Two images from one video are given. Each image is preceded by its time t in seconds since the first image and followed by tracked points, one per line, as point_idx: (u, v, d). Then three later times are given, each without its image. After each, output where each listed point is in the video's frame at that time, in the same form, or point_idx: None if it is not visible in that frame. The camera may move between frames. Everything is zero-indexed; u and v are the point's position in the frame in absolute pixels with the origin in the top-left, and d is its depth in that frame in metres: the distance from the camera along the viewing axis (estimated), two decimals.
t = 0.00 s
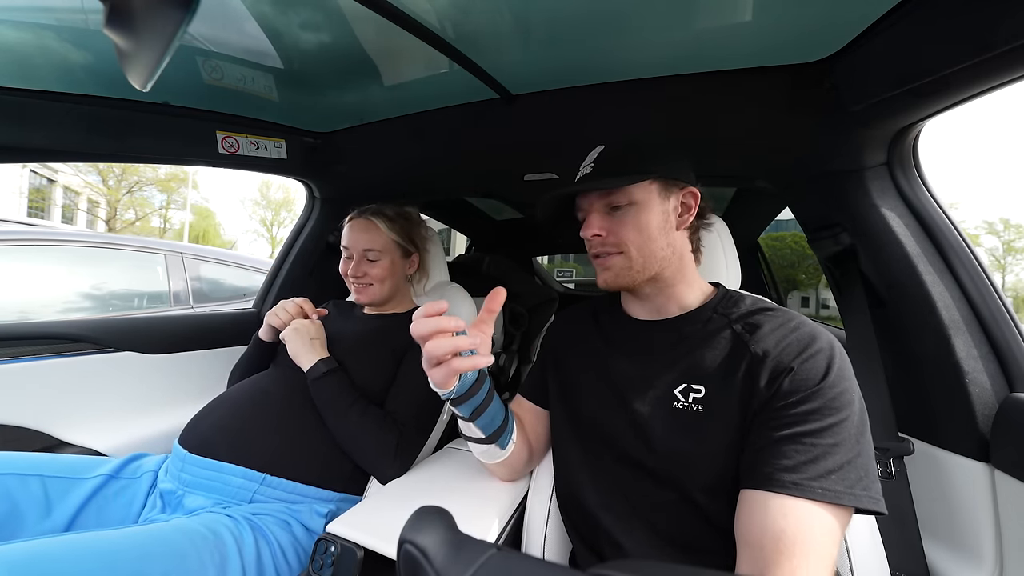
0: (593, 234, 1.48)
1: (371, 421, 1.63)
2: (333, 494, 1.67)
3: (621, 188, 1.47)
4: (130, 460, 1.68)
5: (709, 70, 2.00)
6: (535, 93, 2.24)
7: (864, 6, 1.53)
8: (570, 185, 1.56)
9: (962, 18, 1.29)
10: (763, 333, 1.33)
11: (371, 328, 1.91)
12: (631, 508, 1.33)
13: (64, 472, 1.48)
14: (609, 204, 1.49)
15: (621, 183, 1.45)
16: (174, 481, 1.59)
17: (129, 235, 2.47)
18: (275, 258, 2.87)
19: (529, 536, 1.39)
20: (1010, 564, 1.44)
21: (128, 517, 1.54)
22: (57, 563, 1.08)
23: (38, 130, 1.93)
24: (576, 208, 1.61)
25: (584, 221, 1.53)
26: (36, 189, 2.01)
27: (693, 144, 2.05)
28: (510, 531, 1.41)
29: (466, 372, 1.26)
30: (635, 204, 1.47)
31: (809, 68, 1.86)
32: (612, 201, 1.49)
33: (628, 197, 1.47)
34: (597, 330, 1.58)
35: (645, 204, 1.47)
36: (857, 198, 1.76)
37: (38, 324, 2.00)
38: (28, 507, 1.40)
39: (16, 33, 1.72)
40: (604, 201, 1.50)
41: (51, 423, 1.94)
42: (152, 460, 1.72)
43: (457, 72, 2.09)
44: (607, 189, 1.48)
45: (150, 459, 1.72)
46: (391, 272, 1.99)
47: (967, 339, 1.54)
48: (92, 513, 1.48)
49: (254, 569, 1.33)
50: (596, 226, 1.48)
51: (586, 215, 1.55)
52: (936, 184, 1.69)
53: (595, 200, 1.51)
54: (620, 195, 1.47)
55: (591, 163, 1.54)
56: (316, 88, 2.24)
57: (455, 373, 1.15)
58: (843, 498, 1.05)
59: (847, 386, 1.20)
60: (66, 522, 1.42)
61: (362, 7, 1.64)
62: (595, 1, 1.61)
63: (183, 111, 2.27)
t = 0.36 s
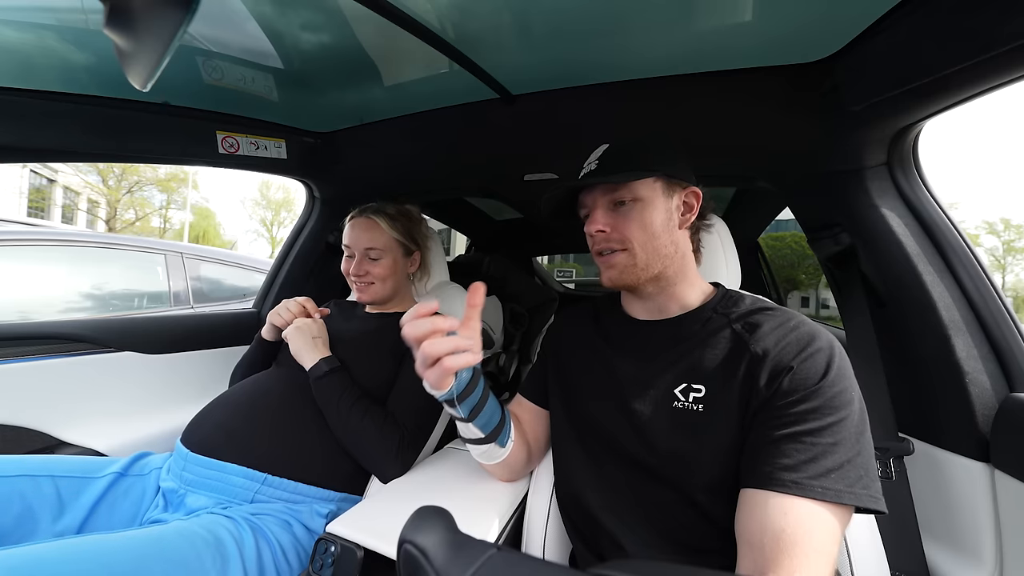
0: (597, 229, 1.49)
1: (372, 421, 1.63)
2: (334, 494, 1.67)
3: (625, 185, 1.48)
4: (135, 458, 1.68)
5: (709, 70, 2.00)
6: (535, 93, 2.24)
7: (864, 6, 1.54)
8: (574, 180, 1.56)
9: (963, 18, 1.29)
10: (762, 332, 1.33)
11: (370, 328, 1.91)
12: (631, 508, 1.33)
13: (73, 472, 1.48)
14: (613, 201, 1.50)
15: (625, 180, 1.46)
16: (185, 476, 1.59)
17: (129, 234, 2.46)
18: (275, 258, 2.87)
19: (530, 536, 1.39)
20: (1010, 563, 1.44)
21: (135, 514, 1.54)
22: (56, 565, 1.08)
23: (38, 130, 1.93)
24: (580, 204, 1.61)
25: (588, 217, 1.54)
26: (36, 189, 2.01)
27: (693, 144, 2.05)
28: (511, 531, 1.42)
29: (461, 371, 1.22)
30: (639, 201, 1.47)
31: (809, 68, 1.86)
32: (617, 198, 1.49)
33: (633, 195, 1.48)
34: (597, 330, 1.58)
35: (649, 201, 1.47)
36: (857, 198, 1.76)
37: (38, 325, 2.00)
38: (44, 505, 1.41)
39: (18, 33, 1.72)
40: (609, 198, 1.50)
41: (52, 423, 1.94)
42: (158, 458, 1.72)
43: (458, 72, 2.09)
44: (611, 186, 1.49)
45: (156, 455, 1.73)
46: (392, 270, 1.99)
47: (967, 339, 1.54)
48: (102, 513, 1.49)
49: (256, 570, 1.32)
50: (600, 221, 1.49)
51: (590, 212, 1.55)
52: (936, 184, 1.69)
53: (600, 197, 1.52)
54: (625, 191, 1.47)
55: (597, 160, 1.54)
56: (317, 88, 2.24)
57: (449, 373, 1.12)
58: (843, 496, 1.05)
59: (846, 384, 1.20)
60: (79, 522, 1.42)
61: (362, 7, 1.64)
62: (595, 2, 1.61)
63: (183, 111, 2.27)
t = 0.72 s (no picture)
0: (602, 226, 1.49)
1: (374, 421, 1.63)
2: (333, 495, 1.67)
3: (632, 182, 1.48)
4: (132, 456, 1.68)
5: (709, 70, 2.00)
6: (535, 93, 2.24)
7: (864, 6, 1.54)
8: (579, 177, 1.56)
9: (963, 18, 1.29)
10: (763, 332, 1.33)
11: (371, 328, 1.91)
12: (631, 508, 1.33)
13: (69, 465, 1.49)
14: (619, 198, 1.50)
15: (631, 178, 1.46)
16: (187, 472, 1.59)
17: (129, 234, 2.45)
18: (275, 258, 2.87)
19: (529, 536, 1.39)
20: (1010, 564, 1.44)
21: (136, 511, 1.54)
22: (55, 565, 1.08)
23: (38, 130, 1.93)
24: (584, 202, 1.61)
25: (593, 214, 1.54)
26: (36, 189, 2.01)
27: (693, 144, 2.05)
28: (511, 531, 1.42)
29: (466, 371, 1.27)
30: (645, 198, 1.47)
31: (809, 68, 1.86)
32: (623, 195, 1.50)
33: (639, 192, 1.48)
34: (598, 329, 1.58)
35: (655, 199, 1.48)
36: (857, 198, 1.77)
37: (39, 324, 2.00)
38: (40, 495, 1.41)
39: (18, 34, 1.72)
40: (615, 195, 1.51)
41: (51, 423, 1.94)
42: (157, 456, 1.73)
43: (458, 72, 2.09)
44: (618, 183, 1.49)
45: (154, 454, 1.73)
46: (394, 267, 1.99)
47: (967, 339, 1.54)
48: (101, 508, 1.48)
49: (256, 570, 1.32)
50: (605, 218, 1.49)
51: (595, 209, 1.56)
52: (936, 184, 1.69)
53: (605, 194, 1.52)
54: (631, 188, 1.48)
55: (601, 157, 1.54)
56: (317, 88, 2.23)
57: (456, 373, 1.17)
58: (844, 496, 1.05)
59: (847, 384, 1.20)
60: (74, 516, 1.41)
61: (362, 7, 1.64)
62: (595, 2, 1.61)
63: (183, 111, 2.27)
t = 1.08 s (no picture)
0: (602, 227, 1.49)
1: (376, 420, 1.62)
2: (333, 494, 1.66)
3: (632, 183, 1.48)
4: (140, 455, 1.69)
5: (709, 70, 2.00)
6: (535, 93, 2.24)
7: (864, 6, 1.54)
8: (580, 177, 1.56)
9: (964, 18, 1.29)
10: (763, 332, 1.33)
11: (371, 327, 1.91)
12: (631, 508, 1.33)
13: (76, 469, 1.49)
14: (619, 200, 1.50)
15: (631, 178, 1.46)
16: (191, 470, 1.59)
17: (128, 234, 2.44)
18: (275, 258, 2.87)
19: (530, 536, 1.39)
20: (1010, 564, 1.44)
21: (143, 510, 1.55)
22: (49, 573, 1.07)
23: (37, 130, 1.93)
24: (584, 202, 1.61)
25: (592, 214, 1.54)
26: (36, 189, 2.01)
27: (693, 144, 2.05)
28: (511, 531, 1.41)
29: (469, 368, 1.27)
30: (644, 199, 1.47)
31: (809, 68, 1.86)
32: (623, 196, 1.50)
33: (638, 194, 1.48)
34: (598, 330, 1.58)
35: (654, 200, 1.48)
36: (857, 198, 1.77)
37: (40, 324, 2.00)
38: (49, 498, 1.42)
39: (18, 34, 1.72)
40: (614, 197, 1.51)
41: (51, 423, 1.94)
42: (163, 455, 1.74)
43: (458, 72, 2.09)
44: (618, 183, 1.49)
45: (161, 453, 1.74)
46: (393, 265, 1.99)
47: (967, 339, 1.54)
48: (108, 510, 1.48)
49: None
50: (605, 219, 1.49)
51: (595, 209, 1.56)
52: (936, 184, 1.69)
53: (605, 195, 1.52)
54: (631, 189, 1.48)
55: (601, 157, 1.54)
56: (317, 88, 2.23)
57: (461, 370, 1.17)
58: (843, 495, 1.05)
59: (847, 384, 1.20)
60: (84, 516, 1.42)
61: (362, 7, 1.64)
62: (595, 2, 1.61)
63: (183, 111, 2.27)
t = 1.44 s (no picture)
0: (601, 227, 1.49)
1: (376, 419, 1.62)
2: (334, 493, 1.66)
3: (631, 183, 1.48)
4: (150, 454, 1.70)
5: (709, 70, 2.00)
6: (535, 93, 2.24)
7: (864, 6, 1.54)
8: (579, 176, 1.56)
9: (964, 18, 1.29)
10: (762, 331, 1.33)
11: (371, 327, 1.91)
12: (631, 508, 1.33)
13: (93, 474, 1.49)
14: (619, 200, 1.50)
15: (630, 178, 1.46)
16: (195, 468, 1.59)
17: (128, 234, 2.44)
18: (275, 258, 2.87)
19: (530, 535, 1.39)
20: (1010, 564, 1.44)
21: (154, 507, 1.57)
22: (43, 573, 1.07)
23: (37, 130, 1.93)
24: (583, 202, 1.61)
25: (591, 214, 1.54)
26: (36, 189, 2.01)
27: (693, 144, 2.05)
28: (511, 531, 1.42)
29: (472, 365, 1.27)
30: (643, 199, 1.48)
31: (809, 68, 1.86)
32: (622, 196, 1.50)
33: (638, 194, 1.48)
34: (598, 330, 1.58)
35: (653, 199, 1.48)
36: (857, 198, 1.77)
37: (40, 324, 2.00)
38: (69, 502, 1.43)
39: (19, 34, 1.72)
40: (614, 197, 1.51)
41: (51, 423, 1.94)
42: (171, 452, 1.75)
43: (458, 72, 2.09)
44: (617, 184, 1.49)
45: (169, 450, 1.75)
46: (392, 264, 1.99)
47: (967, 339, 1.54)
48: (123, 511, 1.50)
49: None
50: (604, 219, 1.49)
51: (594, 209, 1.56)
52: (936, 184, 1.69)
53: (605, 195, 1.52)
54: (630, 189, 1.48)
55: (600, 158, 1.54)
56: (317, 88, 2.23)
57: (464, 367, 1.17)
58: (842, 495, 1.05)
59: (846, 383, 1.20)
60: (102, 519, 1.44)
61: (362, 7, 1.64)
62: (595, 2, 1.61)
63: (183, 111, 2.27)
